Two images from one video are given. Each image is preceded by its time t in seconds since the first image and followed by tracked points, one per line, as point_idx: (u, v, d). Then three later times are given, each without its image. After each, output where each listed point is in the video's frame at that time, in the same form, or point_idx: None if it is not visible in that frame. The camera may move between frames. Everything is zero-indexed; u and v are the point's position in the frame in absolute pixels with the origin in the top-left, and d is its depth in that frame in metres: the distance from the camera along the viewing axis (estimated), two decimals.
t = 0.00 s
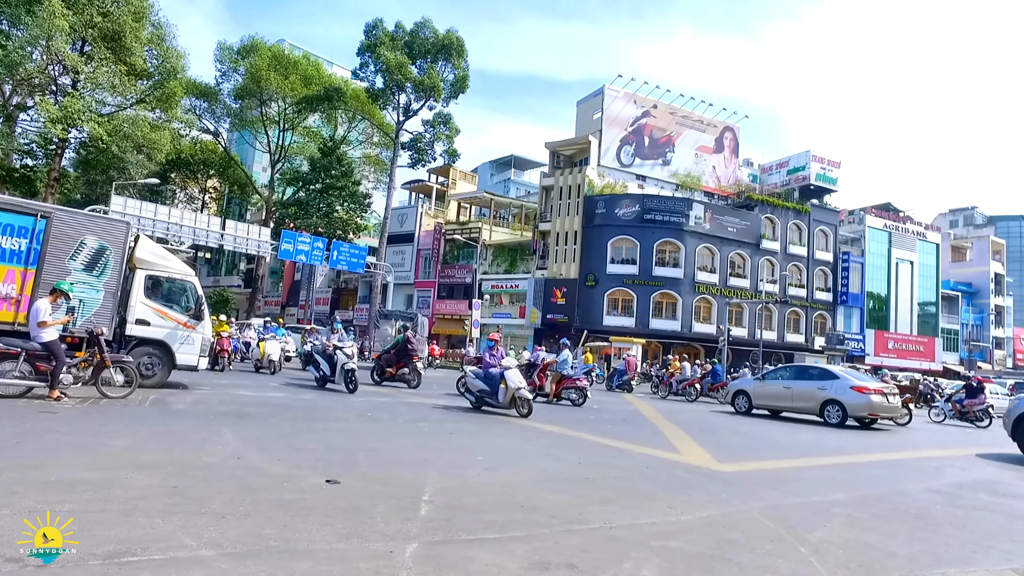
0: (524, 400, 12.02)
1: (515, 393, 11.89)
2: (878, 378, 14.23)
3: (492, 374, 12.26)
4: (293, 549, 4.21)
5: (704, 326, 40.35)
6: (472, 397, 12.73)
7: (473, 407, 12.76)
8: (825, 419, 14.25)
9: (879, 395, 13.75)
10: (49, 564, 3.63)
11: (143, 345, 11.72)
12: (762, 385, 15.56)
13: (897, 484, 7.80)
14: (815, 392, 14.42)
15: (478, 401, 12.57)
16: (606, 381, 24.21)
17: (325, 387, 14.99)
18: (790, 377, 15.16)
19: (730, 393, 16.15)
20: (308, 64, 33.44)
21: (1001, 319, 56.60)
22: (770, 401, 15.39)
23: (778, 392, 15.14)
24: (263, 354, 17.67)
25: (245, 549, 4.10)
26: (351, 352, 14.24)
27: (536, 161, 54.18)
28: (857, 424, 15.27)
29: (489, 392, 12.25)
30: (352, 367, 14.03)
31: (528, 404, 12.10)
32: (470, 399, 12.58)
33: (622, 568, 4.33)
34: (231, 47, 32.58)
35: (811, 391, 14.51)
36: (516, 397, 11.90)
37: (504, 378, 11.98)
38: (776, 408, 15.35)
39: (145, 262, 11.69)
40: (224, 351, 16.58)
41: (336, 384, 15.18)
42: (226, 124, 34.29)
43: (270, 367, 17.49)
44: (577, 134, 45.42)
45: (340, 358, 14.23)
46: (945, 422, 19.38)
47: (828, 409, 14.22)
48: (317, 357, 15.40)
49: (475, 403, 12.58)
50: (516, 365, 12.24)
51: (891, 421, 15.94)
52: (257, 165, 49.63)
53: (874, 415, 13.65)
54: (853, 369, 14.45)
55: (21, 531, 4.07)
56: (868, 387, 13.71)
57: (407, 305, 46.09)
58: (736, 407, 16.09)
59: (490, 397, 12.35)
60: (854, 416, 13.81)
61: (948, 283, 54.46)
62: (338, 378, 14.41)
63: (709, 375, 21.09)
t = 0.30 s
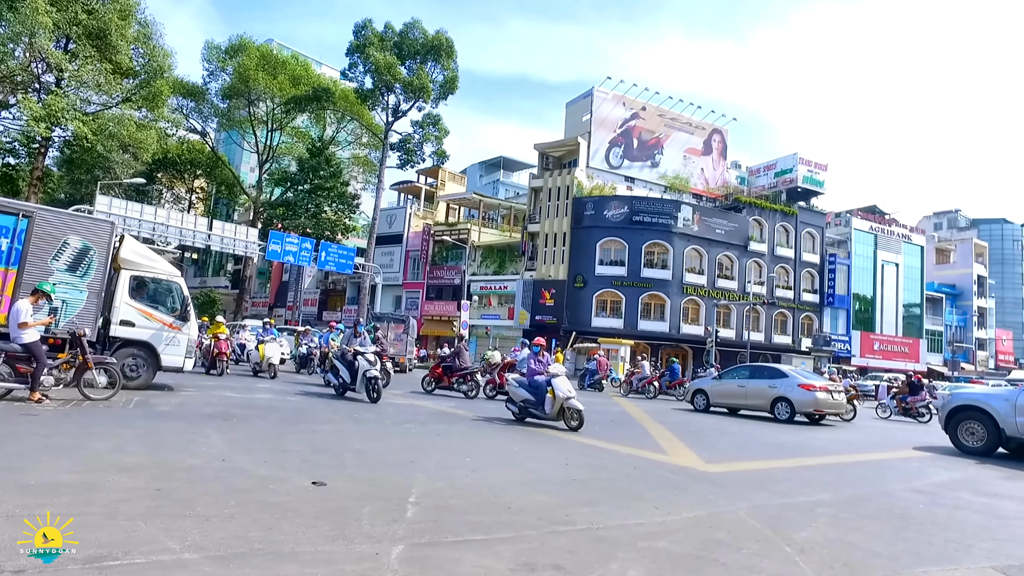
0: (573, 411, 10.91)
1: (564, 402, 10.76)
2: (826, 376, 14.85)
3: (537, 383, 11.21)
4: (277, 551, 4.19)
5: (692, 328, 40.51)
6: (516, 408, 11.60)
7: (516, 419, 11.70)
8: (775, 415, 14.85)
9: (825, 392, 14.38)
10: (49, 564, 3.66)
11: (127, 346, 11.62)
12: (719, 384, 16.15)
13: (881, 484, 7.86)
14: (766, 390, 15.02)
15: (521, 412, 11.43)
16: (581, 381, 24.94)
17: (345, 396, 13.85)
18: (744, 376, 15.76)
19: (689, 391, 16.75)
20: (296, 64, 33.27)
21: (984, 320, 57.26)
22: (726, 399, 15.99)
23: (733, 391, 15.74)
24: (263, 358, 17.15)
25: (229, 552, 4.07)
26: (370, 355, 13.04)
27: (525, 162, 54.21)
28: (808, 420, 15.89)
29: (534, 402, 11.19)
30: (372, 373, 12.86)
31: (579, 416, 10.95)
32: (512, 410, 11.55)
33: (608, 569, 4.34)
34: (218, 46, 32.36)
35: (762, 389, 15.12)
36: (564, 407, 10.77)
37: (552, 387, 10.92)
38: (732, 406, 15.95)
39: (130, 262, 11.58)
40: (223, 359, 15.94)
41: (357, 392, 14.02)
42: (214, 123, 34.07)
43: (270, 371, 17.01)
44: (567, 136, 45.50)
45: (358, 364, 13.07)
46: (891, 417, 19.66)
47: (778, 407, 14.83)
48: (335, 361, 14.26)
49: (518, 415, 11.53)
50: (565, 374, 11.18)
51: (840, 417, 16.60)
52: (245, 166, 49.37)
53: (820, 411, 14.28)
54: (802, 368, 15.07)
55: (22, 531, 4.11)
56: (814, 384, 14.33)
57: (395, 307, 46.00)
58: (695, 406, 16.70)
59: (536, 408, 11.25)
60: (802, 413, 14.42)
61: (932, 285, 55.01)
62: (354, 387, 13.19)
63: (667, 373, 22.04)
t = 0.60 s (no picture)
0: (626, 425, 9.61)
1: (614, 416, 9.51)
2: (766, 375, 15.90)
3: (585, 394, 9.95)
4: (251, 555, 4.13)
5: (670, 329, 40.78)
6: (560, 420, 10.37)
7: (561, 433, 10.45)
8: (719, 411, 15.77)
9: (764, 389, 15.42)
10: (50, 563, 3.71)
11: (98, 348, 11.42)
12: (668, 382, 16.99)
13: (853, 483, 7.98)
14: (710, 387, 15.94)
15: (566, 425, 10.22)
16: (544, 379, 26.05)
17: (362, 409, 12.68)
18: (691, 375, 16.66)
19: (640, 390, 17.51)
20: (274, 63, 32.94)
21: (953, 321, 58.35)
22: (674, 397, 16.84)
23: (681, 388, 16.60)
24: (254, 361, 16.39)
25: (200, 556, 4.01)
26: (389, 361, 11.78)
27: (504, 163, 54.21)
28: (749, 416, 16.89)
29: (582, 414, 9.95)
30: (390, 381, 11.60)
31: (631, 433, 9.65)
32: (556, 423, 10.31)
33: (584, 569, 4.34)
34: (195, 43, 31.96)
35: (707, 386, 16.03)
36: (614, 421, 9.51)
37: (601, 399, 9.64)
38: (680, 403, 16.80)
39: (101, 262, 11.37)
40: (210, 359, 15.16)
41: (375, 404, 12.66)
42: (190, 122, 33.65)
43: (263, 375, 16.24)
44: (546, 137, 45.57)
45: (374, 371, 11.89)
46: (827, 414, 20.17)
47: (721, 403, 15.77)
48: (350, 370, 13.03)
49: (563, 428, 10.29)
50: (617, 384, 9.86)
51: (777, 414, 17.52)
52: (221, 164, 48.82)
53: (760, 407, 15.29)
54: (743, 367, 16.09)
55: (22, 531, 4.17)
56: (755, 381, 15.33)
57: (374, 307, 45.79)
58: (645, 403, 17.50)
59: (582, 422, 10.01)
60: (743, 408, 15.37)
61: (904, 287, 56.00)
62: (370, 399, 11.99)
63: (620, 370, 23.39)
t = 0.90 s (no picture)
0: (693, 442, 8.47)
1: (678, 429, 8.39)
2: (708, 373, 16.79)
3: (644, 406, 8.85)
4: (219, 559, 4.07)
5: (645, 330, 41.05)
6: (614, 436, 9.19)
7: (614, 451, 9.33)
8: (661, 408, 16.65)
9: (704, 387, 16.38)
10: (38, 566, 3.72)
11: (62, 349, 11.16)
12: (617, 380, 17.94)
13: (823, 481, 8.09)
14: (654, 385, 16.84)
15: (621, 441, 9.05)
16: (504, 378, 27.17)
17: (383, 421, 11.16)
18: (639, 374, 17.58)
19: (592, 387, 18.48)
20: (248, 60, 32.48)
21: (919, 323, 59.63)
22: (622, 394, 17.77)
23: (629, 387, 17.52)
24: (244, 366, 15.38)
25: (166, 561, 3.93)
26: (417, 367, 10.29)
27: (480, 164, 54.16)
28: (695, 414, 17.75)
29: (640, 429, 8.81)
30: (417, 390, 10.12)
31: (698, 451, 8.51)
32: (610, 439, 9.19)
33: (558, 570, 4.34)
34: (165, 38, 31.39)
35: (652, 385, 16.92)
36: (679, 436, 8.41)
37: (664, 411, 8.54)
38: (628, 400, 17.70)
39: (65, 261, 11.10)
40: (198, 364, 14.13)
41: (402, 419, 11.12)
42: (159, 118, 33.06)
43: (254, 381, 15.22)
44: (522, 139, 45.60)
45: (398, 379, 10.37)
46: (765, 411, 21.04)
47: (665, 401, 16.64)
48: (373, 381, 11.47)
49: (617, 445, 9.15)
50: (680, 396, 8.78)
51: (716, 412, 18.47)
52: (193, 163, 48.07)
53: (701, 405, 16.12)
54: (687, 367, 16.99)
55: (23, 531, 4.25)
56: (695, 380, 16.20)
57: (348, 308, 45.43)
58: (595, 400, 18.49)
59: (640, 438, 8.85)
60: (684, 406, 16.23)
61: (873, 289, 57.11)
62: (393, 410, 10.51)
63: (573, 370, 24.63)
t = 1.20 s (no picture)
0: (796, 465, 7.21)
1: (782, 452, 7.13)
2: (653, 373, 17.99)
3: (731, 422, 7.61)
4: (189, 564, 4.00)
5: (621, 331, 41.25)
6: (696, 456, 7.92)
7: (694, 474, 8.09)
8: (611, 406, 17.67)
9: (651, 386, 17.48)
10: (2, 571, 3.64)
11: (27, 351, 10.90)
12: (570, 379, 18.92)
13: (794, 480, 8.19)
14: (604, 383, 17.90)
15: (706, 461, 7.80)
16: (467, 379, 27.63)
17: (422, 440, 9.79)
18: (590, 372, 18.61)
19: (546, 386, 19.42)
20: (222, 57, 32.03)
21: (889, 324, 60.80)
22: (575, 392, 18.77)
23: (581, 385, 18.56)
24: (242, 371, 14.42)
25: (135, 568, 3.85)
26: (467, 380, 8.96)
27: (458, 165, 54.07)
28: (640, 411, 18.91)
29: (728, 449, 7.58)
30: (468, 407, 8.79)
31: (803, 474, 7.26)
32: (690, 462, 7.96)
33: (532, 570, 4.34)
34: (136, 33, 30.86)
35: (602, 383, 17.99)
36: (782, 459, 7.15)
37: (760, 429, 7.32)
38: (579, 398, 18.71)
39: (30, 259, 10.84)
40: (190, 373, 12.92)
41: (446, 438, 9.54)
42: (130, 115, 32.49)
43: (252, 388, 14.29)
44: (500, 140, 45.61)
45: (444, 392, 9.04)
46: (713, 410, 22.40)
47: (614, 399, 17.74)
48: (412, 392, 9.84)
49: (699, 467, 7.93)
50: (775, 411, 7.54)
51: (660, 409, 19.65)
52: (165, 161, 47.34)
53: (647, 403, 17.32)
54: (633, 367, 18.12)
55: (23, 531, 4.33)
56: (643, 380, 17.32)
57: (323, 309, 45.07)
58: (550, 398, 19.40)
59: (727, 459, 7.61)
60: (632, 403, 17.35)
61: (844, 291, 58.06)
62: (438, 429, 9.18)
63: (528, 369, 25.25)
